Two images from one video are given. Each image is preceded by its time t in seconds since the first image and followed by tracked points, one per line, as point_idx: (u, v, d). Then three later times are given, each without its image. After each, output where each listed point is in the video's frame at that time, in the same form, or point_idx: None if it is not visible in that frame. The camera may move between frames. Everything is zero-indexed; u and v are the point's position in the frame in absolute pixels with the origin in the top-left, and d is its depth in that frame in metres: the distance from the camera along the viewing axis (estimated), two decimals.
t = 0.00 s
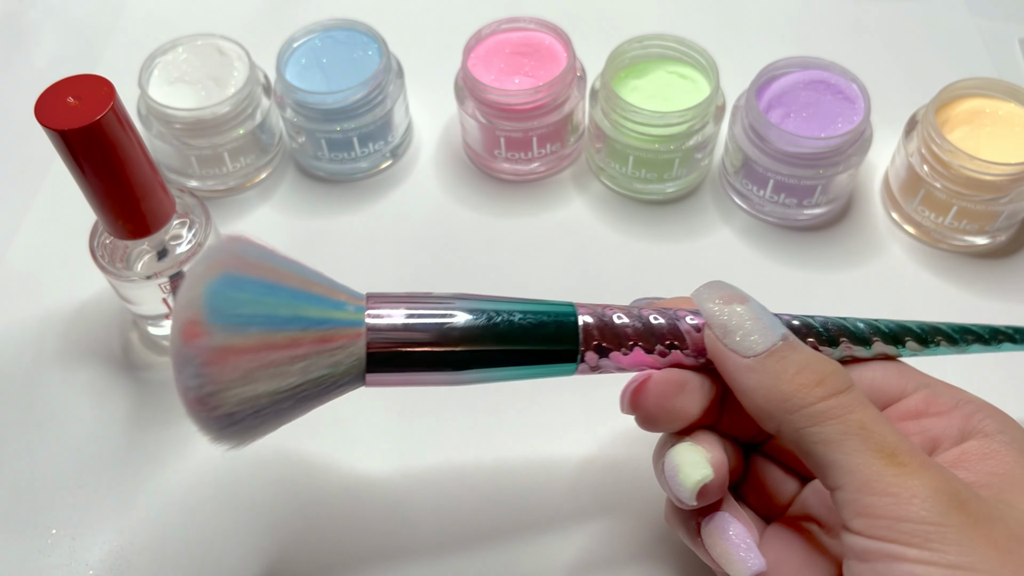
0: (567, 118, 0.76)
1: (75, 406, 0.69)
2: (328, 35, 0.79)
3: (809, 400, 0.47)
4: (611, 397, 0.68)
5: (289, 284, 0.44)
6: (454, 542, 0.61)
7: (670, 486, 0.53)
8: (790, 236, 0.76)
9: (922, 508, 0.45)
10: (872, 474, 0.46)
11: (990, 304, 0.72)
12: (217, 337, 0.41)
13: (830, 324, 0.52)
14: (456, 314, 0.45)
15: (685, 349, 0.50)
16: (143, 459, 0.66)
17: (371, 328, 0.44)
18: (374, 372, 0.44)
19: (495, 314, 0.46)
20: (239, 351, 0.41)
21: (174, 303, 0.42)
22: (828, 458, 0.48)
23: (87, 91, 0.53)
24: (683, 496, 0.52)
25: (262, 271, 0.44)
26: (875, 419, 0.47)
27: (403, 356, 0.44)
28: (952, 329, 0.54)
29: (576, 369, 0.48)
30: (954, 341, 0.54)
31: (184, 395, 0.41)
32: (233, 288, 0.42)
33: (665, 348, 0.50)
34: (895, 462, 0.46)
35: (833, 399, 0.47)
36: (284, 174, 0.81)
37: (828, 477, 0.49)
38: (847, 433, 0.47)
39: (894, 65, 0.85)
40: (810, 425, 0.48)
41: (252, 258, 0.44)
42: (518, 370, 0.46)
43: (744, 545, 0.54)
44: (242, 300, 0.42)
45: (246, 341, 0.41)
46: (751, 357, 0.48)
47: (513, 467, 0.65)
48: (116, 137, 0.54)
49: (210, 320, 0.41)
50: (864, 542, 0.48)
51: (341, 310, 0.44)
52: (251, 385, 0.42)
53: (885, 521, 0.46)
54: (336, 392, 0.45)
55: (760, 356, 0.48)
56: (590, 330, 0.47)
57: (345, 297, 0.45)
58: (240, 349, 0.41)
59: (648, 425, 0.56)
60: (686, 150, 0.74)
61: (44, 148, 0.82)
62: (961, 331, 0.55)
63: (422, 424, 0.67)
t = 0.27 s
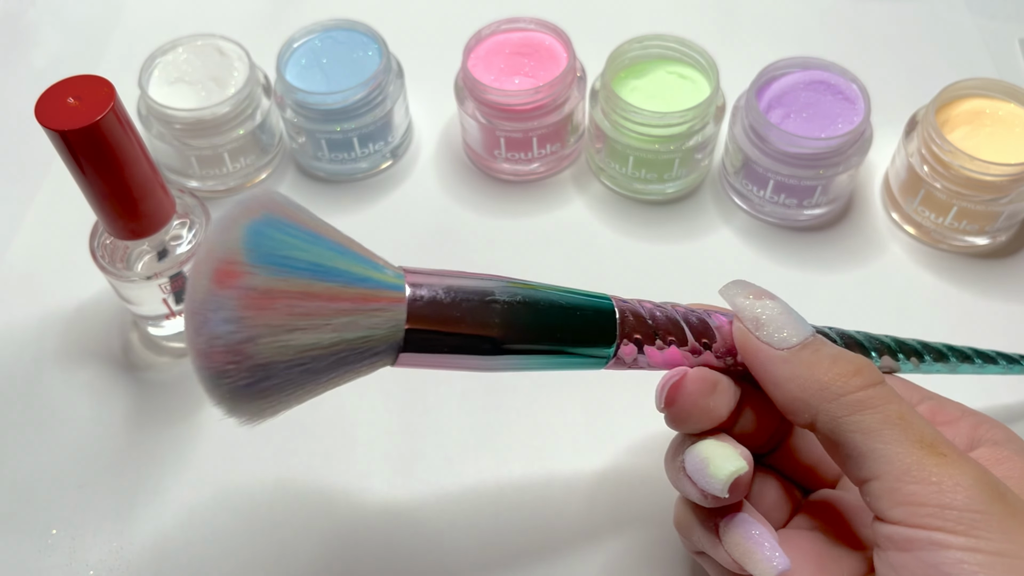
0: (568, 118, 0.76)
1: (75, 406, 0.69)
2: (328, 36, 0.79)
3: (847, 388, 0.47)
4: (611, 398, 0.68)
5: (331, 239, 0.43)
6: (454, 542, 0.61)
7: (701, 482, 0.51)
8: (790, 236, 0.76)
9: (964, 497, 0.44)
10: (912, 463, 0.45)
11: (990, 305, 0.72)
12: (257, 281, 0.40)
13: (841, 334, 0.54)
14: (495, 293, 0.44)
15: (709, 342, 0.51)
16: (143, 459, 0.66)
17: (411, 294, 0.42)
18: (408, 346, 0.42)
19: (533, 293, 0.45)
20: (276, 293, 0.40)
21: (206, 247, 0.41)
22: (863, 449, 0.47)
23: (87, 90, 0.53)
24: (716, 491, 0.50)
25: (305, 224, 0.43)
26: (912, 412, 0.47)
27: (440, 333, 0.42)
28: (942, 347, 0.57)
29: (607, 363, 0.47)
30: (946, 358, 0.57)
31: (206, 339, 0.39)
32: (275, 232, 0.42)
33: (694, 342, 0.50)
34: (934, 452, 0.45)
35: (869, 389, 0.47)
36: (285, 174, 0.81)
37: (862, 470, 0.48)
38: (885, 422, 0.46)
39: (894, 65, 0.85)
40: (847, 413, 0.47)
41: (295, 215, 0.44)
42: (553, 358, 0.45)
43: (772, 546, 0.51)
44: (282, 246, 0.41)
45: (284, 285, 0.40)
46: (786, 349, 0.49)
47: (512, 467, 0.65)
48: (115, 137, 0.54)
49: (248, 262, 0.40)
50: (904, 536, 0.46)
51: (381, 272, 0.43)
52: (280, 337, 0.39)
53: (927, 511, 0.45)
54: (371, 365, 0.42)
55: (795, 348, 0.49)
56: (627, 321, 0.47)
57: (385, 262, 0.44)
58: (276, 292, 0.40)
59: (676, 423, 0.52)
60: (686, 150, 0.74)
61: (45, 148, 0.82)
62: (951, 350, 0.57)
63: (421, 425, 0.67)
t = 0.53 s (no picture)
0: (568, 118, 0.76)
1: (75, 406, 0.69)
2: (328, 35, 0.79)
3: (852, 389, 0.47)
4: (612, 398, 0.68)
5: (328, 270, 0.48)
6: (454, 542, 0.61)
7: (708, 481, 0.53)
8: (790, 236, 0.76)
9: (962, 508, 0.44)
10: (913, 470, 0.46)
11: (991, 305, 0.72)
12: (259, 319, 0.45)
13: (882, 313, 0.52)
14: (491, 303, 0.48)
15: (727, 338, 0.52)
16: (143, 459, 0.66)
17: (406, 313, 0.47)
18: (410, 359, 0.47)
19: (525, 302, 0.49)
20: (277, 329, 0.45)
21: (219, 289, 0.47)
22: (868, 451, 0.48)
23: (86, 90, 0.53)
24: (716, 493, 0.52)
25: (302, 258, 0.48)
26: (920, 415, 0.47)
27: (436, 343, 0.47)
28: (1016, 317, 0.52)
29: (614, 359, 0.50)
30: (1017, 330, 0.52)
31: (229, 377, 0.45)
32: (274, 271, 0.47)
33: (708, 339, 0.51)
34: (937, 458, 0.45)
35: (874, 390, 0.47)
36: (284, 174, 0.81)
37: (867, 471, 0.48)
38: (889, 426, 0.46)
39: (895, 65, 0.85)
40: (851, 415, 0.47)
41: (295, 249, 0.49)
42: (550, 361, 0.49)
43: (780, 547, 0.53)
44: (281, 285, 0.46)
45: (284, 320, 0.45)
46: (795, 344, 0.48)
47: (512, 467, 0.64)
48: (116, 137, 0.54)
49: (250, 303, 0.46)
50: (901, 543, 0.47)
51: (376, 296, 0.47)
52: (287, 367, 0.45)
53: (921, 521, 0.46)
54: (376, 379, 0.48)
55: (804, 343, 0.48)
56: (629, 322, 0.49)
57: (383, 285, 0.49)
58: (278, 328, 0.45)
59: (688, 417, 0.55)
60: (686, 150, 0.73)
61: (44, 148, 0.82)
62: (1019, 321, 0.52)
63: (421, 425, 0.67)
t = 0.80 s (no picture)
0: (568, 119, 0.76)
1: (76, 406, 0.69)
2: (328, 36, 0.79)
3: (830, 408, 0.46)
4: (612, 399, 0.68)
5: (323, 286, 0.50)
6: (454, 541, 0.61)
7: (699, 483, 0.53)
8: (789, 236, 0.76)
9: (933, 538, 0.44)
10: (888, 497, 0.45)
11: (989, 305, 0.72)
12: (258, 339, 0.49)
13: (893, 304, 0.51)
14: (477, 310, 0.49)
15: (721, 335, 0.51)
16: (143, 460, 0.66)
17: (396, 322, 0.49)
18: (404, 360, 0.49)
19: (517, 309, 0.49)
20: (276, 346, 0.49)
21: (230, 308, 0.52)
22: (846, 472, 0.47)
23: (87, 91, 0.53)
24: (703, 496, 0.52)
25: (299, 275, 0.51)
26: (902, 436, 0.45)
27: (423, 350, 0.48)
28: None
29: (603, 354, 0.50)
30: None
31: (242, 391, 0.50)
32: (273, 291, 0.51)
33: (697, 336, 0.50)
34: (913, 485, 0.44)
35: (854, 410, 0.46)
36: (285, 174, 0.81)
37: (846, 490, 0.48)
38: (866, 448, 0.46)
39: (894, 65, 0.85)
40: (829, 434, 0.47)
41: (291, 267, 0.52)
42: (543, 360, 0.50)
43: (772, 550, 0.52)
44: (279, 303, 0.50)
45: (281, 339, 0.49)
46: (780, 352, 0.47)
47: (512, 467, 0.64)
48: (117, 137, 0.54)
49: (250, 323, 0.50)
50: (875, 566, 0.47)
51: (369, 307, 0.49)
52: (288, 380, 0.49)
53: (893, 547, 0.45)
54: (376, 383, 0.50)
55: (790, 351, 0.47)
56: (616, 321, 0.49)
57: (378, 294, 0.51)
58: (275, 347, 0.49)
59: (680, 417, 0.56)
60: (686, 150, 0.74)
61: (44, 149, 0.82)
62: None
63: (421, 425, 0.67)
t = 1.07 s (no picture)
0: (567, 118, 0.76)
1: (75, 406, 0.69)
2: (328, 36, 0.79)
3: (839, 405, 0.47)
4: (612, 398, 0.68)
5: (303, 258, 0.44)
6: (453, 540, 0.61)
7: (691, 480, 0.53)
8: (789, 236, 0.76)
9: (945, 530, 0.45)
10: (897, 490, 0.46)
11: (989, 305, 0.72)
12: (226, 318, 0.42)
13: (870, 311, 0.52)
14: (473, 295, 0.45)
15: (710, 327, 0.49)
16: (143, 459, 0.66)
17: (385, 304, 0.44)
18: (389, 345, 0.44)
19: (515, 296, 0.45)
20: (250, 326, 0.42)
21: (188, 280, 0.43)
22: (854, 469, 0.48)
23: (86, 90, 0.53)
24: (699, 492, 0.52)
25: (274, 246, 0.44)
26: (908, 432, 0.47)
27: (410, 335, 0.44)
28: (1007, 320, 0.53)
29: (598, 347, 0.48)
30: (1006, 332, 0.52)
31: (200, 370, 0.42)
32: (244, 266, 0.43)
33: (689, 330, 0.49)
34: (923, 479, 0.46)
35: (863, 406, 0.47)
36: (284, 174, 0.81)
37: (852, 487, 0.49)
38: (876, 445, 0.47)
39: (894, 65, 0.85)
40: (838, 431, 0.48)
41: (269, 237, 0.45)
42: (534, 345, 0.46)
43: (759, 546, 0.53)
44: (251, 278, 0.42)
45: (250, 319, 0.42)
46: (782, 353, 0.48)
47: (512, 467, 0.64)
48: (117, 137, 0.54)
49: (221, 299, 0.42)
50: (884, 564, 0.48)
51: (354, 285, 0.44)
52: (259, 364, 0.42)
53: (903, 542, 0.46)
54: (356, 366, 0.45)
55: (792, 351, 0.48)
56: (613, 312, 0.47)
57: (362, 272, 0.45)
58: (246, 329, 0.42)
59: (670, 412, 0.56)
60: (686, 150, 0.74)
61: (45, 148, 0.82)
62: (990, 322, 0.52)
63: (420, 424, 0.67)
